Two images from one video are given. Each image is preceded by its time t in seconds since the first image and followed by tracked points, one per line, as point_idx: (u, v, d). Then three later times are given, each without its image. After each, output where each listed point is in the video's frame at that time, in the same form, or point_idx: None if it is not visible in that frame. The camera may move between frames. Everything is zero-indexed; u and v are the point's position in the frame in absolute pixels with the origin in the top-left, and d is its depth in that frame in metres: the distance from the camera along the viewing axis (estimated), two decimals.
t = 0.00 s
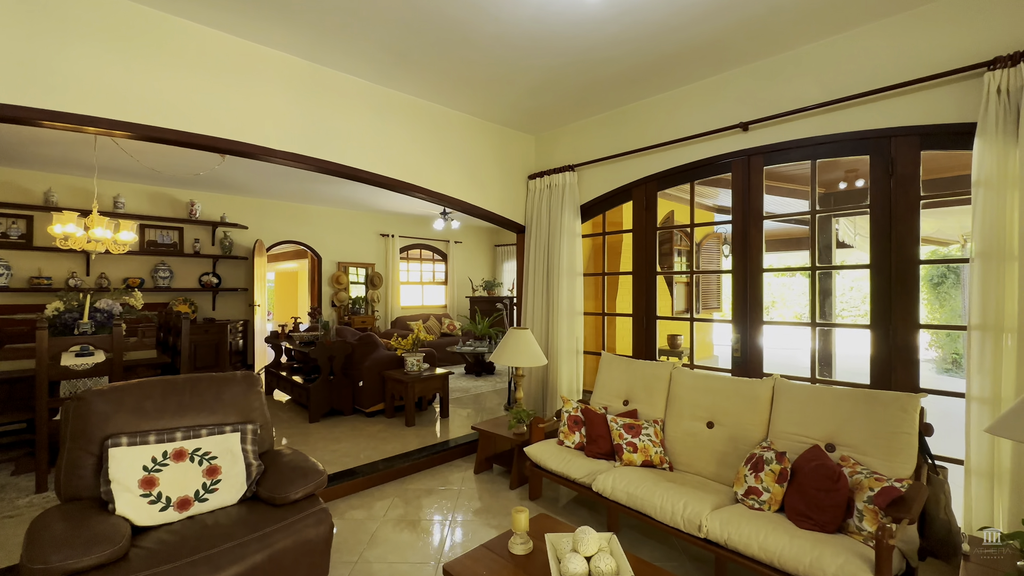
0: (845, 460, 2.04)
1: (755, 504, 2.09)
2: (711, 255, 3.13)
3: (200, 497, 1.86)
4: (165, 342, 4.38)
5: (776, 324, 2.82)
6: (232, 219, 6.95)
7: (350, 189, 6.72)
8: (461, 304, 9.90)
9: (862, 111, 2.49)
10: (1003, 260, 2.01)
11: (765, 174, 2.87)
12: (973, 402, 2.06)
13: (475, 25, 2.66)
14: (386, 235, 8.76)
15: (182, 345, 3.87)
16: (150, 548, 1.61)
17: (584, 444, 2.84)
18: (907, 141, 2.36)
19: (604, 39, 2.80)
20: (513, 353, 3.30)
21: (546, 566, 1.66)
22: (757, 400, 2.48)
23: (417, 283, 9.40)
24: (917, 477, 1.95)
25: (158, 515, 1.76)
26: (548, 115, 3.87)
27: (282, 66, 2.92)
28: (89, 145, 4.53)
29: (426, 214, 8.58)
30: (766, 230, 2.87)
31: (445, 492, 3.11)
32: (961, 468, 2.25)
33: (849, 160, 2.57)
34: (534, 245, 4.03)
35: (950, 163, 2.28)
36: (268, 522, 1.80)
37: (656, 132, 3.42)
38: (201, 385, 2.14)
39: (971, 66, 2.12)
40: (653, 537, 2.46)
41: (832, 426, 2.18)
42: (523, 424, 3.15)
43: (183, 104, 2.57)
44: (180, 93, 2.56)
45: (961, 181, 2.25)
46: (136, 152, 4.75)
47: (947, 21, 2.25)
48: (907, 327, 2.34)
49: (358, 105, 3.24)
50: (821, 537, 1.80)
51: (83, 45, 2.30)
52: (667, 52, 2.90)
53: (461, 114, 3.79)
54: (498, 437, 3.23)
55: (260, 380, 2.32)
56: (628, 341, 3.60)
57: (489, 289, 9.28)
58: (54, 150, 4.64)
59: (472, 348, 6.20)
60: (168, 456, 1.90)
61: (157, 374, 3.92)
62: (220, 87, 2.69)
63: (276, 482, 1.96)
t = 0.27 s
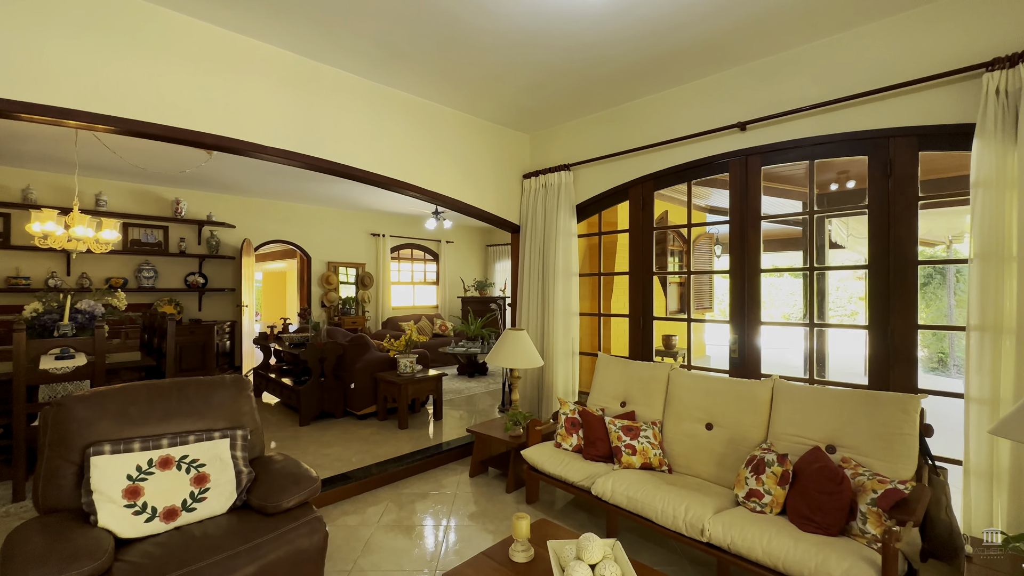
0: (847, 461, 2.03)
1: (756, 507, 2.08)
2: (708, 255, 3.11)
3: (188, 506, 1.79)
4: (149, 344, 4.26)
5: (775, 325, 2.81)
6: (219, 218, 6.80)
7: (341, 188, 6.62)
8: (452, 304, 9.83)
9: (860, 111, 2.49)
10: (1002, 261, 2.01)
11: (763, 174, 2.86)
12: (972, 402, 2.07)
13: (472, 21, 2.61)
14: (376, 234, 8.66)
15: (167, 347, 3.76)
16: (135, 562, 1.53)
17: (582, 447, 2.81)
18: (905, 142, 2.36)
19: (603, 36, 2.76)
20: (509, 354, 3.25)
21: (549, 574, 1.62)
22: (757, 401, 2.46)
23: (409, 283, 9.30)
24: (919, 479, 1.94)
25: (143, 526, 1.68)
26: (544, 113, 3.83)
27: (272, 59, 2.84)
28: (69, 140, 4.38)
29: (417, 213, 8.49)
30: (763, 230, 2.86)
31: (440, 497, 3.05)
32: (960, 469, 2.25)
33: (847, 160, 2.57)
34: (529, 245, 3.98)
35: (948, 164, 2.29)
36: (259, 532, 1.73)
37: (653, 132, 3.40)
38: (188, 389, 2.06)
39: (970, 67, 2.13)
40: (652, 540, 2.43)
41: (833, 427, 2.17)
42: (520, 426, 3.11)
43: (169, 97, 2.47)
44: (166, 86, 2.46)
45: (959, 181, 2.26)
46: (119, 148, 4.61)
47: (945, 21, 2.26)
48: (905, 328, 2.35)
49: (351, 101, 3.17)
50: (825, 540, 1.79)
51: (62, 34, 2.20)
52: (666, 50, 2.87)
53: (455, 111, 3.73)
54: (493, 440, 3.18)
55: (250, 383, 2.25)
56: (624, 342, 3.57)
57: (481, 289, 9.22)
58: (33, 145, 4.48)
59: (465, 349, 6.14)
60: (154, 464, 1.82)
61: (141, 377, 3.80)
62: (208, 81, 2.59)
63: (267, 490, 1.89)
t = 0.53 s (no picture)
0: (849, 462, 2.01)
1: (759, 508, 2.06)
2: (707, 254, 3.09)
3: (176, 514, 1.71)
4: (134, 345, 4.15)
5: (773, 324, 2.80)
6: (207, 216, 6.67)
7: (332, 186, 6.52)
8: (445, 304, 9.76)
9: (860, 110, 2.49)
10: (1003, 260, 2.01)
11: (762, 172, 2.85)
12: (973, 402, 2.07)
13: (470, 16, 2.56)
14: (368, 233, 8.56)
15: (154, 348, 3.66)
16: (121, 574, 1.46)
17: (580, 448, 2.77)
18: (904, 141, 2.36)
19: (603, 33, 2.73)
20: (506, 354, 3.21)
21: None
22: (757, 401, 2.44)
23: (401, 283, 9.21)
24: (922, 478, 1.94)
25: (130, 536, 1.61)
26: (541, 111, 3.79)
27: (263, 52, 2.76)
28: (51, 135, 4.25)
29: (409, 212, 8.41)
30: (762, 230, 2.84)
31: (435, 500, 3.00)
32: (960, 468, 2.25)
33: (846, 159, 2.56)
34: (525, 244, 3.94)
35: (947, 163, 2.30)
36: (252, 540, 1.67)
37: (651, 130, 3.37)
38: (176, 392, 1.99)
39: (970, 66, 2.13)
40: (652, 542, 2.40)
41: (834, 427, 2.15)
42: (517, 427, 3.07)
43: (156, 90, 2.39)
44: (153, 78, 2.38)
45: (958, 180, 2.26)
46: (104, 144, 4.48)
47: (945, 20, 2.26)
48: (905, 327, 2.34)
49: (344, 97, 3.09)
50: (830, 542, 1.77)
51: (42, 22, 2.10)
52: (666, 47, 2.84)
53: (450, 108, 3.68)
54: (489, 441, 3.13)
55: (241, 386, 2.18)
56: (622, 341, 3.54)
57: (474, 289, 9.17)
58: (12, 140, 4.34)
59: (458, 349, 6.08)
60: (140, 470, 1.74)
61: (126, 379, 3.70)
62: (197, 73, 2.51)
63: (260, 496, 1.83)
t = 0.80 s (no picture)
0: (854, 462, 1.99)
1: (763, 509, 2.03)
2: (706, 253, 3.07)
3: (164, 521, 1.64)
4: (121, 346, 4.04)
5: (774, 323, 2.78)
6: (196, 214, 6.54)
7: (325, 184, 6.43)
8: (439, 304, 9.69)
9: (861, 107, 2.48)
10: (1006, 258, 2.01)
11: (762, 170, 2.83)
12: (976, 401, 2.07)
13: (469, 10, 2.51)
14: (361, 232, 8.47)
15: (141, 349, 3.56)
16: None
17: (580, 449, 2.73)
18: (906, 138, 2.36)
19: (603, 28, 2.68)
20: (503, 354, 3.16)
21: None
22: (759, 401, 2.42)
23: (394, 283, 9.13)
24: (927, 478, 1.92)
25: (115, 545, 1.54)
26: (538, 108, 3.74)
27: (255, 44, 2.68)
28: (34, 130, 4.13)
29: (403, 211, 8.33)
30: (762, 229, 2.82)
31: (432, 503, 2.94)
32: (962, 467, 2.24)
33: (848, 157, 2.55)
34: (522, 242, 3.89)
35: (949, 161, 2.29)
36: (245, 547, 1.61)
37: (650, 127, 3.34)
38: (165, 394, 1.92)
39: (972, 63, 2.12)
40: (654, 545, 2.37)
41: (838, 427, 2.13)
42: (515, 428, 3.03)
43: (143, 81, 2.30)
44: (140, 69, 2.30)
45: (960, 178, 2.26)
46: (89, 139, 4.37)
47: (947, 18, 2.25)
48: (907, 326, 2.33)
49: (339, 91, 3.02)
50: (837, 543, 1.74)
51: (23, 9, 2.02)
52: (666, 43, 2.81)
53: (446, 104, 3.62)
54: (486, 443, 3.08)
55: (232, 387, 2.11)
56: (620, 341, 3.51)
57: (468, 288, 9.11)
58: None
59: (453, 349, 6.02)
60: (126, 476, 1.67)
61: (112, 381, 3.59)
62: (186, 65, 2.43)
63: (253, 501, 1.76)
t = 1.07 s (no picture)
0: (863, 463, 1.96)
1: (771, 512, 1.98)
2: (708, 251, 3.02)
3: (151, 530, 1.57)
4: (108, 346, 3.93)
5: (778, 323, 2.74)
6: (187, 212, 6.42)
7: (319, 182, 6.33)
8: (434, 304, 9.61)
9: (867, 103, 2.44)
10: (1016, 255, 1.98)
11: (765, 167, 2.79)
12: (985, 401, 2.03)
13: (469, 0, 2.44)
14: (355, 231, 8.37)
15: (129, 350, 3.46)
16: None
17: (581, 451, 2.67)
18: (913, 134, 2.33)
19: (606, 21, 2.63)
20: (502, 354, 3.10)
21: None
22: (764, 402, 2.37)
23: (389, 282, 9.04)
24: (937, 480, 1.89)
25: (99, 556, 1.46)
26: (537, 103, 3.68)
27: (247, 34, 2.59)
28: (18, 123, 4.01)
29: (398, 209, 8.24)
30: (766, 227, 2.79)
31: (430, 506, 2.87)
32: (971, 468, 2.21)
33: (853, 153, 2.52)
34: (521, 240, 3.82)
35: (956, 157, 2.26)
36: (237, 557, 1.54)
37: (651, 124, 3.29)
38: (152, 396, 1.83)
39: (981, 57, 2.10)
40: (657, 548, 2.33)
41: (846, 428, 2.10)
42: (514, 430, 2.96)
43: (130, 71, 2.21)
44: (127, 58, 2.21)
45: (968, 175, 2.23)
46: (75, 133, 4.25)
47: (956, 12, 2.22)
48: (914, 324, 2.30)
49: (334, 84, 2.94)
50: (849, 548, 1.70)
51: None
52: (670, 38, 2.76)
53: (444, 99, 3.55)
54: (485, 444, 3.02)
55: (223, 389, 2.04)
56: (620, 341, 3.46)
57: (464, 288, 9.04)
58: None
59: (449, 349, 5.96)
60: (111, 482, 1.59)
61: (100, 382, 3.49)
62: (175, 54, 2.34)
63: (245, 509, 1.69)
